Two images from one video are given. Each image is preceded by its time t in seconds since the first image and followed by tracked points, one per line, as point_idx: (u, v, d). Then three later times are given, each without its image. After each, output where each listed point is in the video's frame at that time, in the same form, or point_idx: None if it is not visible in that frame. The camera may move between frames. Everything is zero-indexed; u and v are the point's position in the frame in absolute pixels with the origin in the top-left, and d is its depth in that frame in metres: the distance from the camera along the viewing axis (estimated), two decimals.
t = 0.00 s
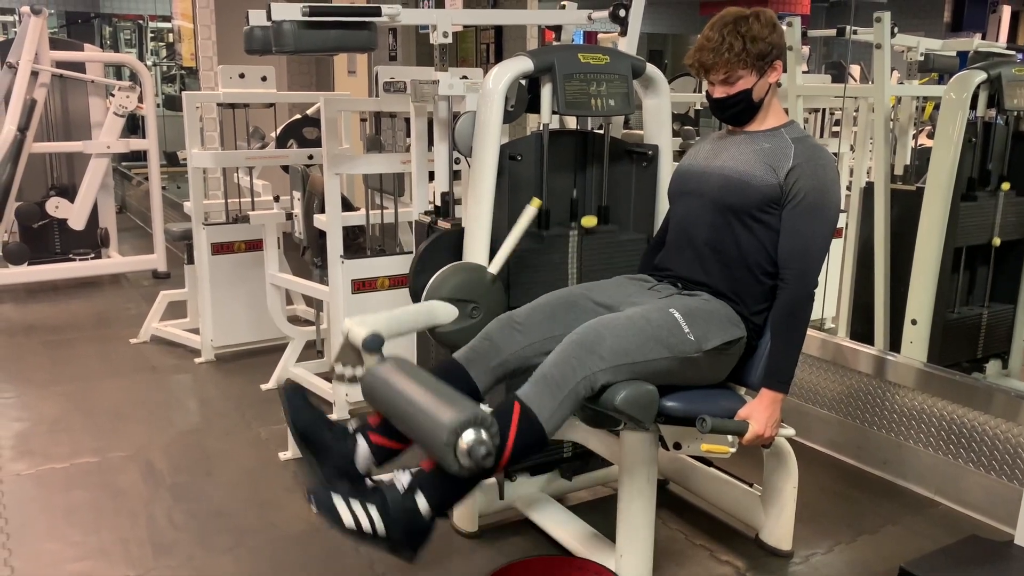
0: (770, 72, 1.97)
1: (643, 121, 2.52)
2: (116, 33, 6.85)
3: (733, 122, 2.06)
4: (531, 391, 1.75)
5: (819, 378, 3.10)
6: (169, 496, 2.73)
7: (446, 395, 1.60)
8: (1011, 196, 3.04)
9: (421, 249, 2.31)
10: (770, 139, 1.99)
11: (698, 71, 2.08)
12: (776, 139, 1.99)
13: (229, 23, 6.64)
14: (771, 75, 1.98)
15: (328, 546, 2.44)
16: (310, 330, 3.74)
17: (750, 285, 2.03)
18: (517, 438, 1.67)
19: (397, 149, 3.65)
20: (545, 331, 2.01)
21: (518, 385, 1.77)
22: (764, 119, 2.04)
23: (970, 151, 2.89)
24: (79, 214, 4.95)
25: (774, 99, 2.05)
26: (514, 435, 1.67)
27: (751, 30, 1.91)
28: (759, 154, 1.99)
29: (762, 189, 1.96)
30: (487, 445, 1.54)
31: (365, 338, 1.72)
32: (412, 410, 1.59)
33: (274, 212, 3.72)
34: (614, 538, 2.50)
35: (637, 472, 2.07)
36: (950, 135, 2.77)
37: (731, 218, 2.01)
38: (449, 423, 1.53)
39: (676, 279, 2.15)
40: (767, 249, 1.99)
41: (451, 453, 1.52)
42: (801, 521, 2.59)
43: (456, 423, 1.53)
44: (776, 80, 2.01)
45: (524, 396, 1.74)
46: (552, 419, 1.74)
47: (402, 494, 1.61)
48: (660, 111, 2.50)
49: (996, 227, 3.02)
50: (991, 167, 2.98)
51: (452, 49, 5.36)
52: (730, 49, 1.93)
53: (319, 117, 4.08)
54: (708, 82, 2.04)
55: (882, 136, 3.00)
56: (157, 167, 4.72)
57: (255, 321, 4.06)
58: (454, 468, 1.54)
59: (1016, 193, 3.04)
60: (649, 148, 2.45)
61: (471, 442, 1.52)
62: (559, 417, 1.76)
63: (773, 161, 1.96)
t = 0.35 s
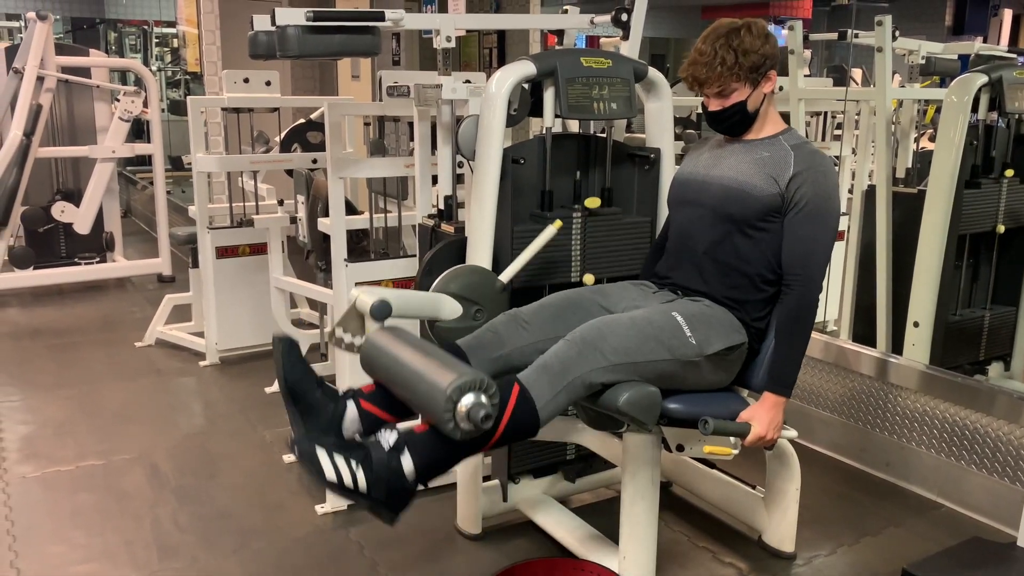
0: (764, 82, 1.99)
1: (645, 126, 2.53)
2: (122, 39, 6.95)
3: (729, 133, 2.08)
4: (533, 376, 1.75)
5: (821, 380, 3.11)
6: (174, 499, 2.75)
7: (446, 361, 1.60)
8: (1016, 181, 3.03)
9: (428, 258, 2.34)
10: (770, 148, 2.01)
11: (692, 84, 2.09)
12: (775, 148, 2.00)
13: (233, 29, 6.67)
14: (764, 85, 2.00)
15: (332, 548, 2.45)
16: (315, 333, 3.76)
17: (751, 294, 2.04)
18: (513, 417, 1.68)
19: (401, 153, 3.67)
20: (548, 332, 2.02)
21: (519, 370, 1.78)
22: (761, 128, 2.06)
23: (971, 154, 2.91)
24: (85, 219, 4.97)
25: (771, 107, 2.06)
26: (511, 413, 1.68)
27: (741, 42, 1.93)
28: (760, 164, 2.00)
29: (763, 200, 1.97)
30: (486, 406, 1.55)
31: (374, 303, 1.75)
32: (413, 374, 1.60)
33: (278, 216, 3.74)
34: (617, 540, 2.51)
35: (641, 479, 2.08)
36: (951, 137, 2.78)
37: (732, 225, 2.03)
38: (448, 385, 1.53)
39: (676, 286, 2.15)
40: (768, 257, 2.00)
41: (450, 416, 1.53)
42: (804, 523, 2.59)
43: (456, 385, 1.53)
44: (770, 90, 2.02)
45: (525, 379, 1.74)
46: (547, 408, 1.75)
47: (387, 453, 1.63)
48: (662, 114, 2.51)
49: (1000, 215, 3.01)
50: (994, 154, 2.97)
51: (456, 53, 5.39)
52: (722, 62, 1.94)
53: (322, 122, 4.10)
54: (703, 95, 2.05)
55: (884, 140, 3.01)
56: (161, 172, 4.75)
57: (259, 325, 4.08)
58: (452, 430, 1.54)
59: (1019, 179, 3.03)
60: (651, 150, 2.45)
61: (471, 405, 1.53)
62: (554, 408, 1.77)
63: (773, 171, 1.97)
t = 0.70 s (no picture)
0: (767, 80, 2.00)
1: (646, 128, 2.54)
2: (125, 40, 6.96)
3: (733, 132, 2.08)
4: (549, 421, 1.80)
5: (821, 381, 3.11)
6: (176, 499, 2.76)
7: (486, 457, 1.72)
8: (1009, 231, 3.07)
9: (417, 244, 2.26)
10: (774, 147, 2.01)
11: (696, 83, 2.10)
12: (779, 147, 2.00)
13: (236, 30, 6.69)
14: (768, 84, 2.01)
15: (334, 549, 2.46)
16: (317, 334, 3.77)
17: (753, 293, 2.05)
18: (549, 476, 1.78)
19: (402, 154, 3.68)
20: (550, 337, 2.03)
21: (535, 420, 1.82)
22: (765, 126, 2.07)
23: (971, 156, 2.92)
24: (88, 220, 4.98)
25: (775, 105, 2.07)
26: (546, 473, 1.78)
27: (744, 40, 1.94)
28: (763, 163, 2.00)
29: (767, 198, 1.98)
30: (523, 505, 1.65)
31: (386, 405, 1.92)
32: (455, 470, 1.72)
33: (280, 217, 3.75)
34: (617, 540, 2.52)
35: (642, 479, 2.09)
36: (952, 140, 2.78)
37: (735, 226, 2.03)
38: (487, 484, 1.65)
39: (678, 289, 2.16)
40: (770, 256, 2.00)
41: (489, 514, 1.64)
42: (805, 524, 2.60)
43: (493, 485, 1.65)
44: (774, 88, 2.03)
45: (543, 433, 1.79)
46: (578, 440, 1.80)
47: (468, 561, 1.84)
48: (663, 116, 2.52)
49: (993, 264, 3.05)
50: (989, 203, 3.01)
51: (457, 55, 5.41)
52: (725, 60, 1.95)
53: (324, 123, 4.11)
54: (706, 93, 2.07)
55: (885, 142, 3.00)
56: (164, 173, 4.76)
57: (262, 325, 4.09)
58: (492, 527, 1.65)
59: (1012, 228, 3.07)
60: (652, 153, 2.47)
61: (508, 504, 1.64)
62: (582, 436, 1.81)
63: (777, 170, 1.98)
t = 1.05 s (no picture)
0: (762, 78, 2.00)
1: (647, 128, 2.55)
2: (127, 41, 6.99)
3: (732, 132, 2.09)
4: (569, 436, 1.84)
5: (822, 382, 3.11)
6: (178, 499, 2.77)
7: (532, 482, 1.76)
8: (1006, 259, 3.08)
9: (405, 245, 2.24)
10: (773, 144, 2.02)
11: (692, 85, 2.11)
12: (778, 144, 2.01)
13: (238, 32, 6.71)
14: (763, 82, 2.01)
15: (335, 548, 2.46)
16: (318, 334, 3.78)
17: (754, 292, 2.06)
18: (579, 477, 1.83)
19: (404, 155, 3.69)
20: (553, 339, 2.03)
21: (555, 435, 1.87)
22: (762, 124, 2.07)
23: (972, 157, 2.91)
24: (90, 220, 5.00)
25: (772, 103, 2.07)
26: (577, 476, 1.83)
27: (736, 41, 1.95)
28: (763, 160, 2.01)
29: (766, 196, 1.98)
30: (569, 531, 1.68)
31: (420, 442, 2.02)
32: (501, 494, 1.76)
33: (282, 218, 3.76)
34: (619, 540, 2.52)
35: (643, 480, 2.09)
36: (952, 141, 2.79)
37: (736, 224, 2.04)
38: (534, 509, 1.68)
39: (682, 289, 2.18)
40: (771, 254, 2.01)
41: (535, 538, 1.67)
42: (806, 524, 2.60)
43: (540, 510, 1.68)
44: (770, 86, 2.03)
45: (565, 447, 1.84)
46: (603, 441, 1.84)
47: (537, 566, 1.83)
48: (664, 117, 2.53)
49: (990, 290, 3.06)
50: (986, 231, 3.00)
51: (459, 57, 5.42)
52: (718, 61, 1.96)
53: (326, 124, 4.12)
54: (703, 94, 2.07)
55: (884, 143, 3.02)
56: (166, 173, 4.77)
57: (264, 325, 4.10)
58: (539, 552, 1.68)
59: (1009, 255, 3.08)
60: (653, 154, 2.48)
61: (555, 529, 1.67)
62: (603, 439, 1.85)
63: (776, 167, 1.98)
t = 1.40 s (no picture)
0: (761, 83, 2.01)
1: (646, 131, 2.55)
2: (128, 45, 7.01)
3: (731, 136, 2.10)
4: (538, 399, 1.77)
5: (822, 385, 3.12)
6: (179, 503, 2.77)
7: (456, 407, 1.61)
8: (1012, 206, 3.07)
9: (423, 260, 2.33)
10: (771, 149, 2.03)
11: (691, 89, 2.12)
12: (777, 149, 2.02)
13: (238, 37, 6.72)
14: (761, 87, 2.01)
15: (336, 552, 2.47)
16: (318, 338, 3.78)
17: (753, 295, 2.06)
18: (523, 447, 1.70)
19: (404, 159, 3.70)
20: (551, 341, 2.04)
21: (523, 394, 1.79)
22: (761, 129, 2.08)
23: (971, 159, 2.92)
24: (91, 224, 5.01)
25: (770, 107, 2.08)
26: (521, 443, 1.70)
27: (735, 45, 1.95)
28: (760, 165, 2.02)
29: (763, 200, 1.99)
30: (494, 456, 1.54)
31: (371, 349, 1.71)
32: (421, 420, 1.60)
33: (282, 221, 3.77)
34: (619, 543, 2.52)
35: (644, 483, 2.10)
36: (952, 142, 2.80)
37: (734, 227, 2.05)
38: (457, 433, 1.54)
39: (681, 288, 2.17)
40: (769, 258, 2.01)
41: (458, 464, 1.53)
42: (806, 527, 2.60)
43: (463, 433, 1.53)
44: (769, 90, 2.04)
45: (529, 406, 1.75)
46: (557, 427, 1.77)
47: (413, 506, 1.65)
48: (663, 121, 2.54)
49: (996, 238, 3.07)
50: (991, 177, 3.00)
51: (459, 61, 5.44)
52: (717, 66, 1.96)
53: (326, 128, 4.13)
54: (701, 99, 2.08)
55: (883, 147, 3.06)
56: (167, 178, 4.78)
57: (264, 329, 4.11)
58: (461, 480, 1.54)
59: (1015, 202, 3.07)
60: (652, 158, 2.49)
61: (479, 453, 1.53)
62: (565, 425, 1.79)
63: (773, 171, 1.99)
